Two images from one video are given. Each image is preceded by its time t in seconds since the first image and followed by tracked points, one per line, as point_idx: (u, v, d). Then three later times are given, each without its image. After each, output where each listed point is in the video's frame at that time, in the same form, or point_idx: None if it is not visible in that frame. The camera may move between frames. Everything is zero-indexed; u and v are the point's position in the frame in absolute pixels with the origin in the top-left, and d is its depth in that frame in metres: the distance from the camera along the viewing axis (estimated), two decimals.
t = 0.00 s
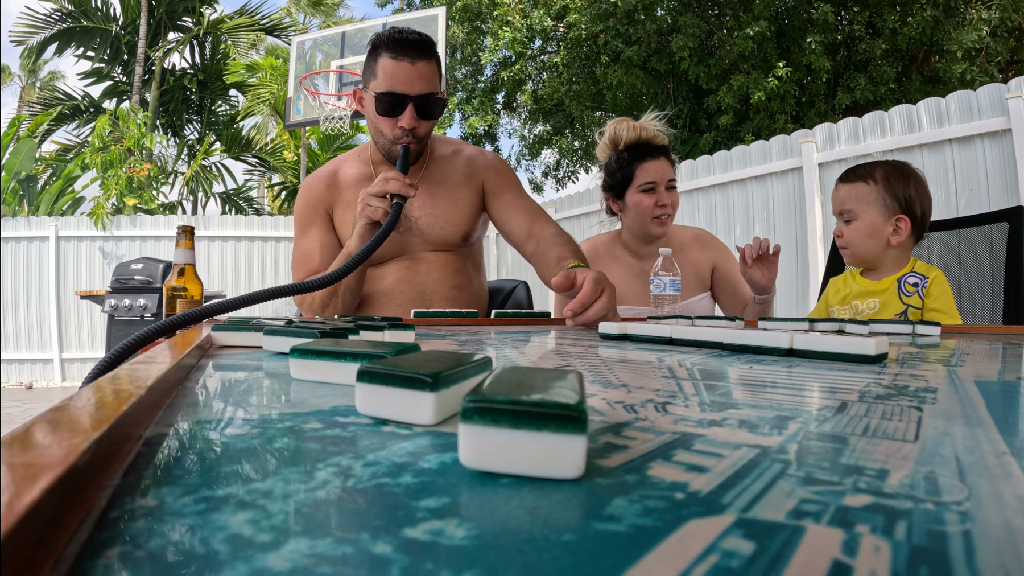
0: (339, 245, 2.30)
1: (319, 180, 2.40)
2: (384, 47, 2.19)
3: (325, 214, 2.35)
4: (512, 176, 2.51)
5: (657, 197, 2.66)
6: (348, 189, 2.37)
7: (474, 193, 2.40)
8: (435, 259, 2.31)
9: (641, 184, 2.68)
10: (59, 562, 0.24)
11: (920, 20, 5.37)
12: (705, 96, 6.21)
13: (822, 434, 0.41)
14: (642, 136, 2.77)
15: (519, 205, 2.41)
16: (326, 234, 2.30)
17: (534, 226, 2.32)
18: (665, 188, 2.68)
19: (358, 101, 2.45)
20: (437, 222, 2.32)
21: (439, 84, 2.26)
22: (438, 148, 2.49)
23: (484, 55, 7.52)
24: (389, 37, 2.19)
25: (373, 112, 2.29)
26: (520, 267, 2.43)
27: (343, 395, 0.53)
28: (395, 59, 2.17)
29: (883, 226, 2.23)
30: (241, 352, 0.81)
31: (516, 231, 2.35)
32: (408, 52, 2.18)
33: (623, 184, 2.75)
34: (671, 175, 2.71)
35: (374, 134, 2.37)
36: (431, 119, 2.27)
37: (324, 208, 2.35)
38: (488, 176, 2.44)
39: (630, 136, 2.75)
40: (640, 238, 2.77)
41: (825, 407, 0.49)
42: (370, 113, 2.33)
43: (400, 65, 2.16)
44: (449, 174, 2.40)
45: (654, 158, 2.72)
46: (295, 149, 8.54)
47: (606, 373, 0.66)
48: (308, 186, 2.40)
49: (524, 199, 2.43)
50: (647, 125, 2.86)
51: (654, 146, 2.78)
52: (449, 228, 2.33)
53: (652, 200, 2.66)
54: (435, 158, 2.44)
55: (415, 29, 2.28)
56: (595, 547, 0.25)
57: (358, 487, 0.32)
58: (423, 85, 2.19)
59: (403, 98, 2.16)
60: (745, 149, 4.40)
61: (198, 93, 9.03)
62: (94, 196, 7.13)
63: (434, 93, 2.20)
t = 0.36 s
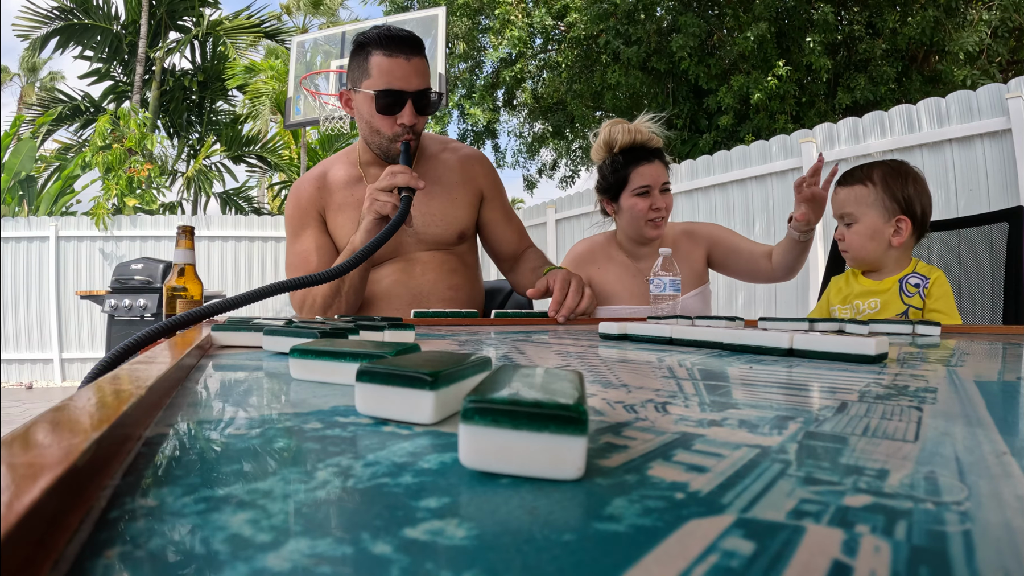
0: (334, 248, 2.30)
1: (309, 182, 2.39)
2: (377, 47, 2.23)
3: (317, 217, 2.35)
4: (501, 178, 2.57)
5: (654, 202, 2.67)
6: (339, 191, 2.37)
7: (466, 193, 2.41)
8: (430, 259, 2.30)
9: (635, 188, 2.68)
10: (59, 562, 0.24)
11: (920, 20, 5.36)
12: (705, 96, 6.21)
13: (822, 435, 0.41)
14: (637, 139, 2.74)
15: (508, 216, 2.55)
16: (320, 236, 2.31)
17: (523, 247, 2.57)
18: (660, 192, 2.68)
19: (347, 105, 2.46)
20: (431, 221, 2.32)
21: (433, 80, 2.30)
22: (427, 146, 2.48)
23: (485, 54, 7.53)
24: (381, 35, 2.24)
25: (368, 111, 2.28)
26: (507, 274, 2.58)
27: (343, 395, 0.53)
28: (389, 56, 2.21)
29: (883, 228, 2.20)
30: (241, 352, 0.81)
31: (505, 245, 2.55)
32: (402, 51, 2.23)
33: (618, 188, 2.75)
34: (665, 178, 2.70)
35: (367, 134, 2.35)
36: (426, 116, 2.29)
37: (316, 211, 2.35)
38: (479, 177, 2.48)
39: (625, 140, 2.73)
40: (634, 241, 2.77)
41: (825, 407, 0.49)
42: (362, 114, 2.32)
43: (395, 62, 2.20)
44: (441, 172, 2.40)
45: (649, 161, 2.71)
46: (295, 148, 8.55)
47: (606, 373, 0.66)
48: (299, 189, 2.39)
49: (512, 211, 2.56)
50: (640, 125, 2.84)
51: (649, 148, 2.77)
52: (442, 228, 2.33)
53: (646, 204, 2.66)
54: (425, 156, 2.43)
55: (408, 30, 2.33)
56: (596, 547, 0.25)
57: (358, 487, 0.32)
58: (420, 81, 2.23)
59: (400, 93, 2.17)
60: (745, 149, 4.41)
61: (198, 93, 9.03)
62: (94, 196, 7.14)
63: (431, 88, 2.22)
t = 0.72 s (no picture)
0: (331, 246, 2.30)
1: (304, 182, 2.39)
2: (371, 44, 2.24)
3: (314, 217, 2.35)
4: (497, 175, 2.57)
5: (653, 203, 2.67)
6: (335, 190, 2.36)
7: (462, 190, 2.42)
8: (427, 258, 2.30)
9: (633, 189, 2.68)
10: (59, 562, 0.24)
11: (920, 21, 5.35)
12: (705, 96, 6.21)
13: (821, 434, 0.41)
14: (636, 140, 2.74)
15: (504, 214, 2.55)
16: (316, 235, 2.30)
17: (517, 244, 2.56)
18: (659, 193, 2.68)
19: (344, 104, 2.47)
20: (427, 218, 2.32)
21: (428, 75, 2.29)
22: (422, 143, 2.48)
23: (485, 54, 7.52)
24: (375, 34, 2.25)
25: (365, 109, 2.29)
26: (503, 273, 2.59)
27: (343, 395, 0.53)
28: (383, 52, 2.22)
29: (890, 230, 2.15)
30: (242, 352, 0.81)
31: (499, 244, 2.55)
32: (395, 46, 2.23)
33: (617, 188, 2.75)
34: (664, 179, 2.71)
35: (364, 133, 2.36)
36: (422, 110, 2.29)
37: (312, 210, 2.35)
38: (475, 174, 2.48)
39: (624, 140, 2.72)
40: (634, 242, 2.77)
41: (825, 408, 0.49)
42: (359, 112, 2.33)
43: (389, 57, 2.20)
44: (437, 169, 2.40)
45: (648, 162, 2.71)
46: (295, 148, 8.56)
47: (606, 373, 0.66)
48: (295, 188, 2.39)
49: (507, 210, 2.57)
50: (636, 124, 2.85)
51: (648, 149, 2.76)
52: (439, 225, 2.34)
53: (645, 205, 2.66)
54: (420, 153, 2.43)
55: (400, 27, 2.33)
56: (597, 547, 0.25)
57: (358, 487, 0.32)
58: (413, 76, 2.22)
59: (395, 89, 2.18)
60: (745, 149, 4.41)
61: (198, 93, 9.03)
62: (94, 196, 7.14)
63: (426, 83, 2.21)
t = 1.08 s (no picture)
0: (327, 246, 2.29)
1: (300, 184, 2.40)
2: (359, 43, 2.24)
3: (310, 217, 2.35)
4: (492, 172, 2.57)
5: (653, 203, 2.66)
6: (330, 190, 2.37)
7: (458, 187, 2.42)
8: (425, 256, 2.30)
9: (633, 191, 2.68)
10: (59, 562, 0.24)
11: (920, 21, 5.35)
12: (705, 96, 6.20)
13: (822, 435, 0.41)
14: (637, 141, 2.73)
15: (500, 211, 2.55)
16: (311, 235, 2.30)
17: (514, 241, 2.55)
18: (659, 194, 2.68)
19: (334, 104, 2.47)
20: (423, 215, 2.32)
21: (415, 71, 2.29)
22: (415, 141, 2.48)
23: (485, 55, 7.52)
24: (362, 33, 2.25)
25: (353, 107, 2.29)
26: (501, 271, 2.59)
27: (343, 395, 0.53)
28: (370, 50, 2.21)
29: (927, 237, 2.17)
30: (241, 352, 0.81)
31: (496, 241, 2.55)
32: (382, 44, 2.23)
33: (617, 189, 2.75)
34: (665, 179, 2.70)
35: (354, 132, 2.35)
36: (412, 106, 2.28)
37: (308, 211, 2.36)
38: (471, 170, 2.48)
39: (624, 140, 2.72)
40: (634, 244, 2.77)
41: (825, 407, 0.49)
42: (348, 111, 2.33)
43: (377, 55, 2.19)
44: (431, 166, 2.40)
45: (647, 161, 2.71)
46: (295, 149, 8.56)
47: (606, 373, 0.66)
48: (290, 189, 2.40)
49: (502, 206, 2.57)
50: (633, 124, 2.84)
51: (648, 149, 2.75)
52: (435, 222, 2.33)
53: (645, 206, 2.66)
54: (414, 151, 2.43)
55: (388, 25, 2.33)
56: (597, 546, 0.25)
57: (359, 486, 0.32)
58: (401, 73, 2.22)
59: (383, 86, 2.17)
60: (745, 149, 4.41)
61: (198, 93, 9.03)
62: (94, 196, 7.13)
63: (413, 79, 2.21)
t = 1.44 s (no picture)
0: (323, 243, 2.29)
1: (298, 182, 2.40)
2: (353, 43, 2.26)
3: (306, 214, 2.35)
4: (489, 170, 2.57)
5: (635, 203, 2.67)
6: (328, 188, 2.37)
7: (454, 185, 2.42)
8: (422, 254, 2.29)
9: (616, 189, 2.71)
10: (59, 562, 0.24)
11: (919, 20, 5.34)
12: (705, 96, 6.19)
13: (822, 435, 0.41)
14: (623, 137, 2.79)
15: (498, 210, 2.54)
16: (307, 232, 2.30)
17: (513, 239, 2.54)
18: (643, 193, 2.68)
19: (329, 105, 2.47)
20: (419, 212, 2.32)
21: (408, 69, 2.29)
22: (412, 139, 2.48)
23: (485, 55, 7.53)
24: (356, 33, 2.26)
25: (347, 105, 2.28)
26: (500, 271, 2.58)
27: (343, 395, 0.53)
28: (364, 49, 2.22)
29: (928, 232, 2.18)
30: (241, 352, 0.81)
31: (494, 240, 2.54)
32: (375, 42, 2.23)
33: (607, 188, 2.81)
34: (650, 179, 2.69)
35: (349, 130, 2.34)
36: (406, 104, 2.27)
37: (305, 208, 2.36)
38: (467, 169, 2.48)
39: (610, 139, 2.80)
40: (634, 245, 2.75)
41: (824, 407, 0.49)
42: (342, 110, 2.33)
43: (370, 53, 2.19)
44: (428, 164, 2.40)
45: (631, 160, 2.72)
46: (295, 148, 8.57)
47: (606, 373, 0.66)
48: (288, 187, 2.41)
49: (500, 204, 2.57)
50: (626, 122, 2.87)
51: (637, 147, 2.78)
52: (431, 219, 2.33)
53: (627, 205, 2.68)
54: (411, 149, 2.43)
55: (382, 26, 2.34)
56: (597, 546, 0.25)
57: (358, 487, 0.32)
58: (394, 70, 2.22)
59: (375, 83, 2.16)
60: (745, 149, 4.40)
61: (199, 93, 9.05)
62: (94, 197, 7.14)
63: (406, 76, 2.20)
